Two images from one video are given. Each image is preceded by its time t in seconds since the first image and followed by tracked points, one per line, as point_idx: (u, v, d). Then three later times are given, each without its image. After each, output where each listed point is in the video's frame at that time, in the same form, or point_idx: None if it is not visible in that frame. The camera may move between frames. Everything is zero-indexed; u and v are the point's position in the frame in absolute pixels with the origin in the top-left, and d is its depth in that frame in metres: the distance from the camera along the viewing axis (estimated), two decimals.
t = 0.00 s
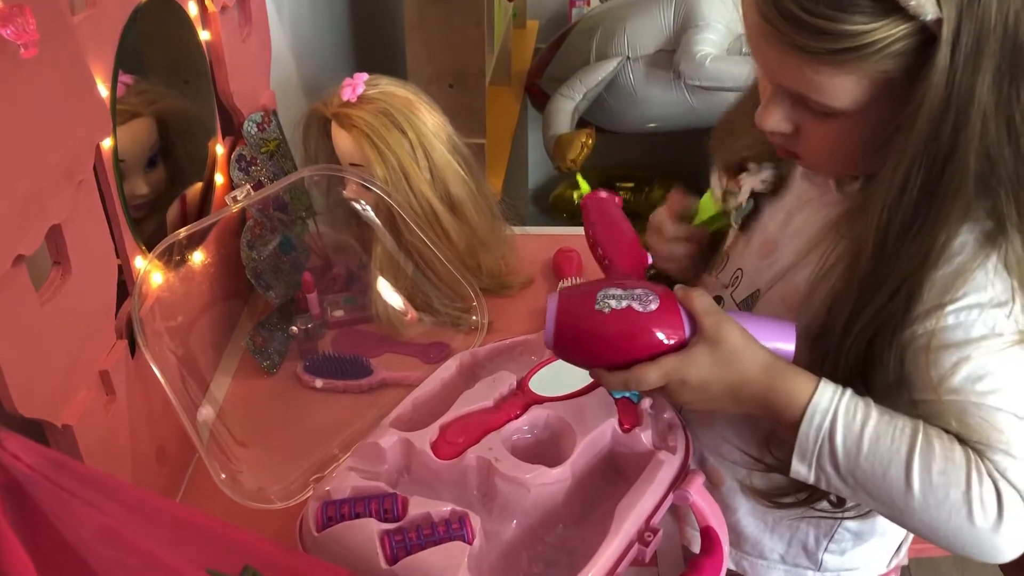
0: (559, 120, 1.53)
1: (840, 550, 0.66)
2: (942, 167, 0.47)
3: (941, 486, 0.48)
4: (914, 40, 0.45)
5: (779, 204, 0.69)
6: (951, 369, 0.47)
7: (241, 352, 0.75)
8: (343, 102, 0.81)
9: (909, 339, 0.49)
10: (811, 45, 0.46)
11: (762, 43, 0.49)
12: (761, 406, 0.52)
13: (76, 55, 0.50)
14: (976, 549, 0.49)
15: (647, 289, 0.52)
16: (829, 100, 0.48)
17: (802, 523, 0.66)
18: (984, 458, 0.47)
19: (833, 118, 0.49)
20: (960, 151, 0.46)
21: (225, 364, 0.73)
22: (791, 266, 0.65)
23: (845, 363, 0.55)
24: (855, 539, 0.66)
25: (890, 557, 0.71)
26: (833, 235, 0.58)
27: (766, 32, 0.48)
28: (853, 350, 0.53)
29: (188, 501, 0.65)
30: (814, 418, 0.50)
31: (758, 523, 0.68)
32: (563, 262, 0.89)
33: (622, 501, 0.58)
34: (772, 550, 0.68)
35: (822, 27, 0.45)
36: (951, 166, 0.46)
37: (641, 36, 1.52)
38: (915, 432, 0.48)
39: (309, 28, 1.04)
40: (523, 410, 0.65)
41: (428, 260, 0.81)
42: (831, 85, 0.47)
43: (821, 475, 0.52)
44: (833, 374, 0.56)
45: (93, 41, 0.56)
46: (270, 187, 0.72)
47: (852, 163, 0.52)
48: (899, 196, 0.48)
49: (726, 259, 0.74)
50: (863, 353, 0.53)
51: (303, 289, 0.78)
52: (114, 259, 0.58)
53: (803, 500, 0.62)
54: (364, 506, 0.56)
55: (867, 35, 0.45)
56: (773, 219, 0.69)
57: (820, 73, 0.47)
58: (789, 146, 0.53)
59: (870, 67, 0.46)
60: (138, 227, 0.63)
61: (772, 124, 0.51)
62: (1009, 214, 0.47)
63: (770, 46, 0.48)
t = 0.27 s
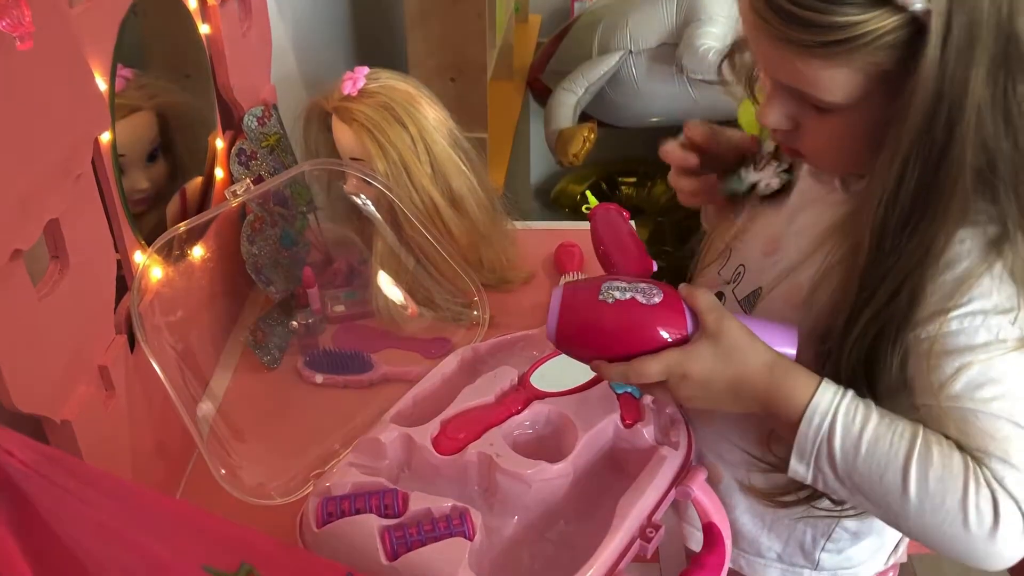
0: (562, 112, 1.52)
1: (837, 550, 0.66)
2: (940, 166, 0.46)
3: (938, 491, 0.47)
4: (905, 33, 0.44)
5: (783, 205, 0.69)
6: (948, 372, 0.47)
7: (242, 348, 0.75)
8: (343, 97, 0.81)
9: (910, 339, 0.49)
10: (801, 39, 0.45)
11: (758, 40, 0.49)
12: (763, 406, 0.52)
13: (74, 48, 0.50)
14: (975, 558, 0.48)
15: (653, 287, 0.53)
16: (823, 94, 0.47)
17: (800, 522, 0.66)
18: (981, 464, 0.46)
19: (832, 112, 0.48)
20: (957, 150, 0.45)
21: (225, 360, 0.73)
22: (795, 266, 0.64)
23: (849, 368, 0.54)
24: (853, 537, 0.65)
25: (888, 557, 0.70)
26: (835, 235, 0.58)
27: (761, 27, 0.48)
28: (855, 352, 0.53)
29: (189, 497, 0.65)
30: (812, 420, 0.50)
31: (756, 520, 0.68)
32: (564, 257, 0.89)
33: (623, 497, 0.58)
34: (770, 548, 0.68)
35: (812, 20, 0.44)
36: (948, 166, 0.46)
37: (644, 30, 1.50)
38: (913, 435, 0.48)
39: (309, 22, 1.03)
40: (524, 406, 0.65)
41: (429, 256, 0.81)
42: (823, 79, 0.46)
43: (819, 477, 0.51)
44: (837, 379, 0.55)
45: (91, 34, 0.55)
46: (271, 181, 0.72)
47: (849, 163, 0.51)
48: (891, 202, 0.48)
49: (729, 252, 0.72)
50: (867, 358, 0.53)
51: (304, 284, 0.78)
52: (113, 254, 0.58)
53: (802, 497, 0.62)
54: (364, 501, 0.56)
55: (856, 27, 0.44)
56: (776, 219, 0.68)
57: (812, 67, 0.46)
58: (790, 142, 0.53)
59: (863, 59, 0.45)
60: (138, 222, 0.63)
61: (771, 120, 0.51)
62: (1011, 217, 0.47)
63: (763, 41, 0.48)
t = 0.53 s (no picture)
0: (563, 108, 1.51)
1: (829, 543, 0.65)
2: (849, 146, 0.45)
3: (924, 494, 0.49)
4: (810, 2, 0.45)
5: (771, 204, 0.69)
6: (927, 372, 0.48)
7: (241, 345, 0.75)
8: (342, 92, 0.81)
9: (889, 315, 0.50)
10: None
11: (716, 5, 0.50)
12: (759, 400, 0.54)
13: (70, 43, 0.50)
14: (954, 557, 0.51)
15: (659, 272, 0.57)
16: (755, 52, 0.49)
17: (793, 518, 0.65)
18: (965, 473, 0.48)
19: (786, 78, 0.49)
20: (868, 125, 0.44)
21: (224, 357, 0.73)
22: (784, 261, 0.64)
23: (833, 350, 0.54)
24: (845, 531, 0.65)
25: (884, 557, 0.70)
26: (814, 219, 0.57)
27: None
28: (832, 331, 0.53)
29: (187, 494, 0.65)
30: (810, 419, 0.52)
31: (752, 513, 0.67)
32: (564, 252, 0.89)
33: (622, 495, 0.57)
34: (763, 542, 0.68)
35: None
36: (862, 141, 0.45)
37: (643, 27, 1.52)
38: (904, 438, 0.50)
39: (309, 17, 1.03)
40: (523, 402, 0.64)
41: (428, 253, 0.80)
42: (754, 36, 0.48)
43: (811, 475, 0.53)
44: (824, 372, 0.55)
45: (87, 29, 0.55)
46: (272, 177, 0.72)
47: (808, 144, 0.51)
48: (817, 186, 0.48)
49: (720, 243, 0.73)
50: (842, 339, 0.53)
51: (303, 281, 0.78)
52: (111, 251, 0.58)
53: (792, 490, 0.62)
54: (363, 498, 0.56)
55: None
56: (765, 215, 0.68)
57: (747, 23, 0.48)
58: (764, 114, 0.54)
59: (793, 24, 0.46)
60: (136, 218, 0.63)
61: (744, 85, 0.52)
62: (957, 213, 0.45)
63: None
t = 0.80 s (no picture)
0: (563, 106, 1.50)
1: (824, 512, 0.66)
2: (799, 149, 0.45)
3: (903, 483, 0.50)
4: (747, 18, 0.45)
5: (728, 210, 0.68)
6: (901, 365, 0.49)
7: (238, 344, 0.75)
8: (340, 89, 0.81)
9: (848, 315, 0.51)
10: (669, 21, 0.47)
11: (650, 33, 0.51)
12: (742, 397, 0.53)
13: (65, 40, 0.49)
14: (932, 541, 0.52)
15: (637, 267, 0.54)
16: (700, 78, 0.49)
17: (782, 493, 0.66)
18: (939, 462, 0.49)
19: (724, 101, 0.50)
20: (813, 130, 0.44)
21: (222, 356, 0.73)
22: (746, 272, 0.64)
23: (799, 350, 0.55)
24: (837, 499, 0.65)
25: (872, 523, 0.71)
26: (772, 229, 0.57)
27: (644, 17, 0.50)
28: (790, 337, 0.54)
29: (185, 491, 0.65)
30: (789, 412, 0.52)
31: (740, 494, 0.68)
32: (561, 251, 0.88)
33: (620, 492, 0.57)
34: (760, 520, 0.68)
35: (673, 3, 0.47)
36: (808, 145, 0.45)
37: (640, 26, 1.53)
38: (881, 428, 0.50)
39: (307, 15, 1.03)
40: (520, 399, 0.64)
41: (427, 251, 0.80)
42: (697, 63, 0.48)
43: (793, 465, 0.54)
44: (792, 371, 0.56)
45: (83, 26, 0.55)
46: (269, 173, 0.71)
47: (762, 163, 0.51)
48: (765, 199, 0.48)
49: (686, 247, 0.72)
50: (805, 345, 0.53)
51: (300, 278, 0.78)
52: (108, 248, 0.58)
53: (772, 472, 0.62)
54: (361, 496, 0.56)
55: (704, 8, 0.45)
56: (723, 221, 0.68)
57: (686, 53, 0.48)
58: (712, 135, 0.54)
59: (728, 44, 0.46)
60: (134, 216, 0.63)
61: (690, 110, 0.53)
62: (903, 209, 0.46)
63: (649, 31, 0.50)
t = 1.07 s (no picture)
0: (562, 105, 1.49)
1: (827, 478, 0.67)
2: (756, 184, 0.47)
3: (905, 467, 0.53)
4: (694, 61, 0.45)
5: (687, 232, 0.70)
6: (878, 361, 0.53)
7: (237, 343, 0.75)
8: (338, 89, 0.81)
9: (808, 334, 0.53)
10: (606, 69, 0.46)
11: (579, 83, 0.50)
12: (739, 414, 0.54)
13: (62, 40, 0.49)
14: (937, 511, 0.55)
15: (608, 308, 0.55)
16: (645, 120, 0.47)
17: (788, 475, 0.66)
18: (931, 440, 0.53)
19: (664, 145, 0.49)
20: (769, 162, 0.46)
21: (221, 355, 0.73)
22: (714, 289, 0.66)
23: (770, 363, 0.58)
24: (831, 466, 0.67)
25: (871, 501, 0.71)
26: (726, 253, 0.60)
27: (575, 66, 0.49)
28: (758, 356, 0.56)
29: (185, 489, 0.65)
30: (785, 418, 0.54)
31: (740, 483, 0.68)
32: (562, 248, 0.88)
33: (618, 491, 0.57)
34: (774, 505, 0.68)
35: (608, 53, 0.46)
36: (765, 178, 0.46)
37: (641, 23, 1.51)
38: (876, 422, 0.54)
39: (306, 14, 1.03)
40: (519, 399, 0.64)
41: (427, 250, 0.81)
42: (641, 108, 0.47)
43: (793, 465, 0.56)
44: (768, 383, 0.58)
45: (81, 26, 0.55)
46: (265, 172, 0.72)
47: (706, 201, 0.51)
48: (727, 233, 0.49)
49: (651, 268, 0.74)
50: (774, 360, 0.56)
51: (299, 278, 0.78)
52: (107, 248, 0.58)
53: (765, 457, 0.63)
54: (359, 495, 0.56)
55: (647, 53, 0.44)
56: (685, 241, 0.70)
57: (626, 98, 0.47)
58: (651, 175, 0.53)
59: (667, 90, 0.46)
60: (132, 216, 0.63)
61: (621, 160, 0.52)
62: (861, 230, 0.48)
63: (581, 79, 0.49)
